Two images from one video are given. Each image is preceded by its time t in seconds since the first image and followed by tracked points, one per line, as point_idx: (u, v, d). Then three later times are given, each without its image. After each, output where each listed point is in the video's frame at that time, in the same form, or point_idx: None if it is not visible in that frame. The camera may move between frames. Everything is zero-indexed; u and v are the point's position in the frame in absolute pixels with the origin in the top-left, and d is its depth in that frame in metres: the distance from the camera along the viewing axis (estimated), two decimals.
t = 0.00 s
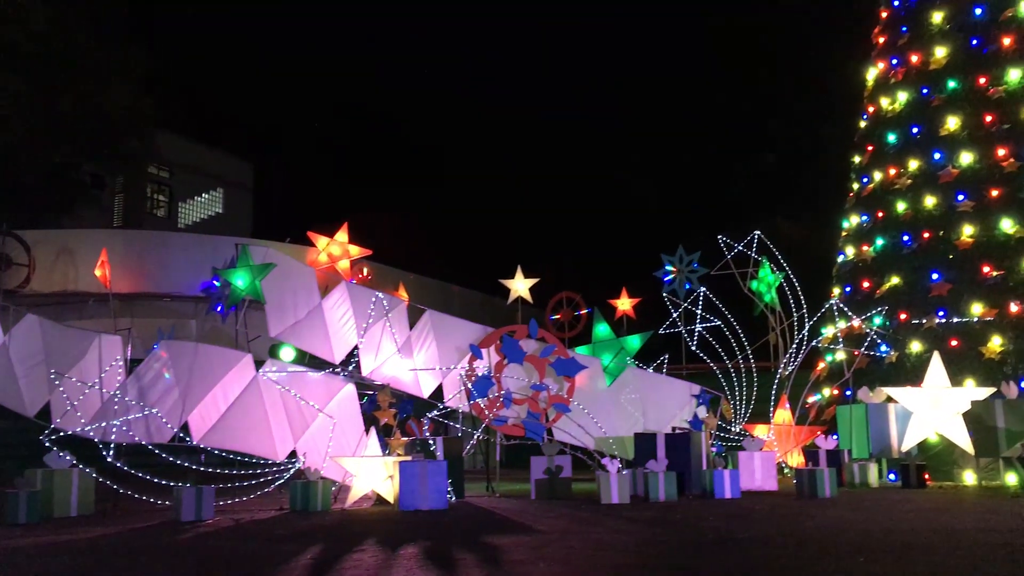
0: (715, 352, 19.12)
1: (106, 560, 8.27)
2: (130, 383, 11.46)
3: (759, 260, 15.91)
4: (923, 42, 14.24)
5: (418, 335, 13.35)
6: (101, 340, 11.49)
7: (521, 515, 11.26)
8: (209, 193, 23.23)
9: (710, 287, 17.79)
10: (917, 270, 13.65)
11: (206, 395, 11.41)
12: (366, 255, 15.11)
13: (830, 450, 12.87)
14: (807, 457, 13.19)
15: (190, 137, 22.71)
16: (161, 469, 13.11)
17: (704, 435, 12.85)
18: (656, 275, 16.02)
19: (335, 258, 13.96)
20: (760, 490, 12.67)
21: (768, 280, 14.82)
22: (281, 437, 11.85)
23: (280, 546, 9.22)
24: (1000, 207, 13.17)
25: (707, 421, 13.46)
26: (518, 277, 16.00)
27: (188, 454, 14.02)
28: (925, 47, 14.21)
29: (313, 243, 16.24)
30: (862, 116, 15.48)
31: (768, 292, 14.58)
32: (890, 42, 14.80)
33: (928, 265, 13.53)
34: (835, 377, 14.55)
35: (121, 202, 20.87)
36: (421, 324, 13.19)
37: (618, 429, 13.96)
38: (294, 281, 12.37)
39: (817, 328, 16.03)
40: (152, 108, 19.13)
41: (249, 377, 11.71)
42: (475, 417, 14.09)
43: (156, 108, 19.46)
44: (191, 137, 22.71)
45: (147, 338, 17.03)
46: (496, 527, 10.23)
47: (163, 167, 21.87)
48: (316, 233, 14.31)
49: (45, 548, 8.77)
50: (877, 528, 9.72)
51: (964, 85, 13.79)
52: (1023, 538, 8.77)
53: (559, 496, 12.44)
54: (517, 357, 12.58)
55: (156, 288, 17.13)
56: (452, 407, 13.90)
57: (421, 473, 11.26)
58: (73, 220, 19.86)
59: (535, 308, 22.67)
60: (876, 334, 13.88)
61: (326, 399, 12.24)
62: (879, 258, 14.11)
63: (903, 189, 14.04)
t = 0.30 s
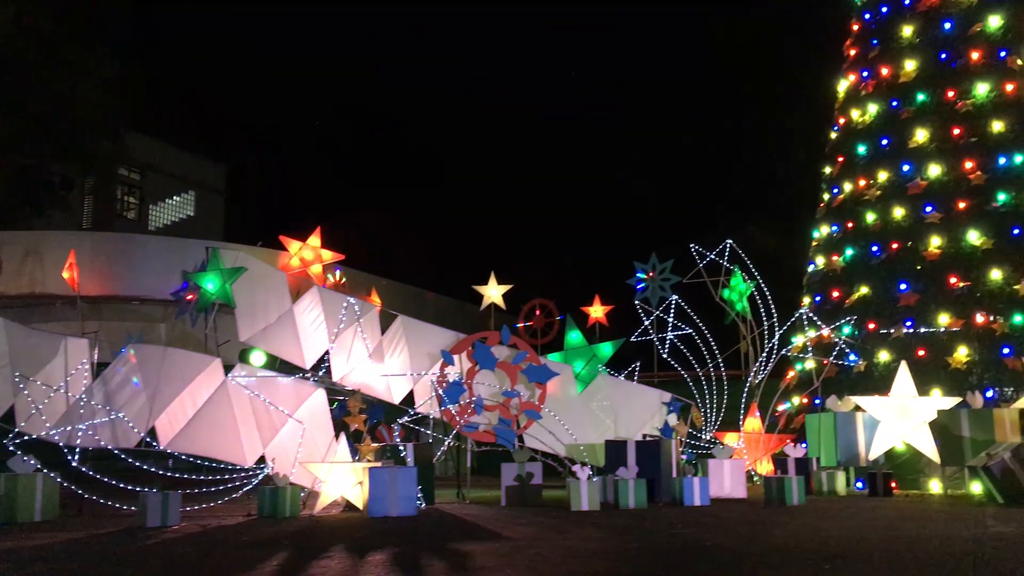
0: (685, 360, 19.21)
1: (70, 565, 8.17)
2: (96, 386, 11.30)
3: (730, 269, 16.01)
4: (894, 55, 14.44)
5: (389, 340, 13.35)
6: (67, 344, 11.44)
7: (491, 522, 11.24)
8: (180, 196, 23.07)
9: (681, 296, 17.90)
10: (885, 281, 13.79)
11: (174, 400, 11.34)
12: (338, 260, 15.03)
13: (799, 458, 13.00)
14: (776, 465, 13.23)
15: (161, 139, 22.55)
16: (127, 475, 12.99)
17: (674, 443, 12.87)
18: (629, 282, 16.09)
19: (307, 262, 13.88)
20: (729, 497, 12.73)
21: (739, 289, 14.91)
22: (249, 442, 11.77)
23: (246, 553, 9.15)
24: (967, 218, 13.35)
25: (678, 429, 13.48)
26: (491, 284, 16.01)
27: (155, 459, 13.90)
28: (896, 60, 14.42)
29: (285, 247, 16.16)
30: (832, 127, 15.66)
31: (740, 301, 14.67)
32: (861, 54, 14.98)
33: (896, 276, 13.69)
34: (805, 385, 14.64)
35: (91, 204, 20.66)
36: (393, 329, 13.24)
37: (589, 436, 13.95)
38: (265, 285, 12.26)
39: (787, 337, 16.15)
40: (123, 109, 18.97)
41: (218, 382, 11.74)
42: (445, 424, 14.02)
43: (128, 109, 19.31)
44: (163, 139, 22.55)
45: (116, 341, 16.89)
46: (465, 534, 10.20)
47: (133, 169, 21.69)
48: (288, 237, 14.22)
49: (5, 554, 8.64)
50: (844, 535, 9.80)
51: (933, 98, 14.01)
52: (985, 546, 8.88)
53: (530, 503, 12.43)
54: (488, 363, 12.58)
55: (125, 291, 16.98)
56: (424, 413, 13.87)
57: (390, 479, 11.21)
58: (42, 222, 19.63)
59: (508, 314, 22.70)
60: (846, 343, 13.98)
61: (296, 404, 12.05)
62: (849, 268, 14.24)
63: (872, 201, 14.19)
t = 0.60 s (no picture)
0: (655, 367, 19.27)
1: (29, 570, 8.05)
2: (60, 389, 11.21)
3: (701, 277, 16.09)
4: (863, 68, 14.62)
5: (359, 345, 13.30)
6: (31, 347, 11.46)
7: (458, 528, 11.20)
8: (150, 197, 22.85)
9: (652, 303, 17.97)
10: (852, 290, 13.92)
11: (139, 402, 11.26)
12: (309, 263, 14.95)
13: (766, 466, 13.02)
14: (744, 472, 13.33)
15: (131, 140, 22.35)
16: (90, 479, 12.82)
17: (643, 449, 12.89)
18: (600, 289, 16.12)
19: (277, 265, 13.80)
20: (697, 504, 12.78)
21: (709, 296, 14.99)
22: (215, 446, 11.64)
23: (210, 558, 9.05)
24: (933, 229, 13.55)
25: (647, 435, 13.53)
26: (462, 289, 15.99)
27: (120, 463, 13.73)
28: (865, 72, 14.59)
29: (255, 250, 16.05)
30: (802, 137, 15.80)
31: (710, 308, 14.75)
32: (831, 66, 15.15)
33: (863, 285, 13.82)
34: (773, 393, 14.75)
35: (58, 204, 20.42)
36: (363, 335, 13.22)
37: (558, 443, 13.96)
38: (233, 287, 12.22)
39: (756, 345, 16.24)
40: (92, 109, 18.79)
41: (185, 386, 11.65)
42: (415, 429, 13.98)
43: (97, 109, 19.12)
44: (132, 140, 22.35)
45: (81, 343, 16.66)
46: (432, 539, 10.17)
47: (102, 170, 21.48)
48: (258, 240, 14.12)
49: None
50: (809, 542, 9.86)
51: (901, 110, 14.18)
52: (947, 553, 8.98)
53: (498, 509, 12.41)
54: (458, 369, 12.53)
55: (91, 292, 16.77)
56: (393, 418, 13.78)
57: (358, 484, 11.15)
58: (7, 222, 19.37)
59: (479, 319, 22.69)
60: (814, 352, 14.07)
61: (264, 408, 11.88)
62: (817, 277, 14.35)
63: (841, 210, 14.31)
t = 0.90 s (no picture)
0: (627, 371, 19.36)
1: None
2: (26, 391, 11.01)
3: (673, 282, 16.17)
4: (834, 76, 14.79)
5: (331, 349, 13.34)
6: None
7: (428, 531, 11.18)
8: (120, 197, 22.65)
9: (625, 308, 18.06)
10: (822, 296, 14.05)
11: (106, 406, 11.13)
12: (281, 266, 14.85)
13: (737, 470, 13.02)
14: (715, 475, 13.43)
15: (102, 140, 22.17)
16: (56, 481, 12.68)
17: (615, 453, 12.93)
18: (574, 293, 16.18)
19: (249, 267, 13.72)
20: (667, 507, 12.83)
21: (682, 301, 15.06)
22: (184, 448, 11.63)
23: (177, 561, 8.97)
24: (902, 236, 13.71)
25: (618, 439, 13.57)
26: (436, 293, 15.99)
27: (87, 466, 13.59)
28: (836, 80, 14.74)
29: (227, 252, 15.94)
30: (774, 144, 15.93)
31: (682, 313, 14.82)
32: (803, 74, 15.30)
33: (833, 291, 13.95)
34: (744, 398, 14.83)
35: (27, 204, 20.22)
36: (335, 338, 13.27)
37: (530, 446, 13.97)
38: (204, 291, 12.12)
39: (727, 350, 16.36)
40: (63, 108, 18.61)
41: (154, 390, 11.54)
42: (386, 433, 13.93)
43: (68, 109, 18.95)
44: (104, 140, 22.18)
45: (48, 344, 16.46)
46: (402, 543, 10.14)
47: (71, 169, 21.31)
48: (230, 242, 14.02)
49: None
50: (777, 546, 9.93)
51: (871, 118, 14.35)
52: (911, 556, 9.08)
53: (469, 513, 12.38)
54: (431, 372, 12.50)
55: (59, 293, 16.60)
56: (364, 421, 13.70)
57: (328, 487, 11.08)
58: None
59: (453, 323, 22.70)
60: (784, 357, 14.17)
61: (234, 411, 11.77)
62: (788, 283, 14.47)
63: (811, 217, 14.45)
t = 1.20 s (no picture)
0: (600, 374, 19.41)
1: None
2: None
3: (646, 285, 16.24)
4: (806, 82, 14.92)
5: (303, 352, 13.25)
6: None
7: (400, 535, 11.14)
8: (89, 197, 22.29)
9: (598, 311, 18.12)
10: (793, 300, 14.16)
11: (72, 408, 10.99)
12: (253, 267, 14.77)
13: (708, 473, 13.14)
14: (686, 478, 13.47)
15: (71, 139, 21.98)
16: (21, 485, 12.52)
17: (587, 456, 12.95)
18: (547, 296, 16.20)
19: (220, 269, 13.63)
20: (639, 510, 12.87)
21: (655, 305, 15.12)
22: (153, 452, 11.50)
23: (145, 566, 8.88)
24: (872, 241, 13.86)
25: (591, 442, 13.58)
26: (410, 295, 15.96)
27: (53, 470, 13.44)
28: (807, 86, 14.88)
29: (198, 253, 15.83)
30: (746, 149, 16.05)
31: (655, 316, 14.88)
32: (775, 79, 15.43)
33: (804, 295, 14.07)
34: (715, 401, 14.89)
35: None
36: (307, 340, 13.18)
37: (503, 449, 13.97)
38: (175, 291, 12.07)
39: (700, 353, 16.44)
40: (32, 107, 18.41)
41: (123, 391, 11.39)
42: (358, 435, 13.88)
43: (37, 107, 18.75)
44: (73, 140, 21.99)
45: (16, 347, 16.17)
46: (373, 546, 10.11)
47: (41, 169, 21.15)
48: (201, 243, 13.93)
49: None
50: (747, 548, 9.97)
51: (842, 124, 14.50)
52: (879, 558, 9.16)
53: (441, 516, 12.35)
54: (403, 375, 12.46)
55: (27, 294, 16.38)
56: (336, 424, 13.64)
57: (299, 491, 11.00)
58: None
59: (426, 326, 22.67)
60: (755, 360, 14.27)
61: (203, 414, 11.73)
62: (760, 287, 14.57)
63: (783, 221, 14.56)
